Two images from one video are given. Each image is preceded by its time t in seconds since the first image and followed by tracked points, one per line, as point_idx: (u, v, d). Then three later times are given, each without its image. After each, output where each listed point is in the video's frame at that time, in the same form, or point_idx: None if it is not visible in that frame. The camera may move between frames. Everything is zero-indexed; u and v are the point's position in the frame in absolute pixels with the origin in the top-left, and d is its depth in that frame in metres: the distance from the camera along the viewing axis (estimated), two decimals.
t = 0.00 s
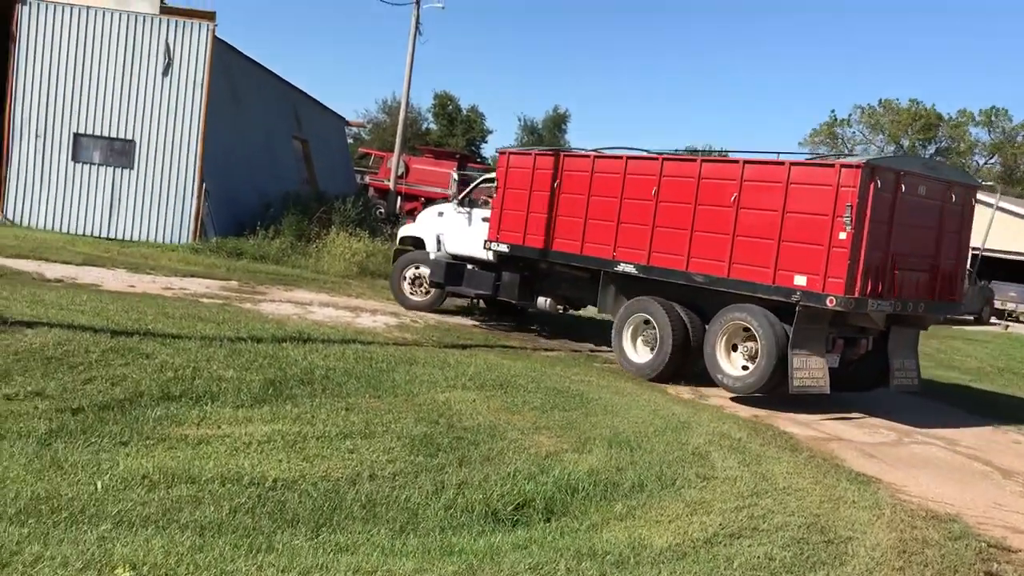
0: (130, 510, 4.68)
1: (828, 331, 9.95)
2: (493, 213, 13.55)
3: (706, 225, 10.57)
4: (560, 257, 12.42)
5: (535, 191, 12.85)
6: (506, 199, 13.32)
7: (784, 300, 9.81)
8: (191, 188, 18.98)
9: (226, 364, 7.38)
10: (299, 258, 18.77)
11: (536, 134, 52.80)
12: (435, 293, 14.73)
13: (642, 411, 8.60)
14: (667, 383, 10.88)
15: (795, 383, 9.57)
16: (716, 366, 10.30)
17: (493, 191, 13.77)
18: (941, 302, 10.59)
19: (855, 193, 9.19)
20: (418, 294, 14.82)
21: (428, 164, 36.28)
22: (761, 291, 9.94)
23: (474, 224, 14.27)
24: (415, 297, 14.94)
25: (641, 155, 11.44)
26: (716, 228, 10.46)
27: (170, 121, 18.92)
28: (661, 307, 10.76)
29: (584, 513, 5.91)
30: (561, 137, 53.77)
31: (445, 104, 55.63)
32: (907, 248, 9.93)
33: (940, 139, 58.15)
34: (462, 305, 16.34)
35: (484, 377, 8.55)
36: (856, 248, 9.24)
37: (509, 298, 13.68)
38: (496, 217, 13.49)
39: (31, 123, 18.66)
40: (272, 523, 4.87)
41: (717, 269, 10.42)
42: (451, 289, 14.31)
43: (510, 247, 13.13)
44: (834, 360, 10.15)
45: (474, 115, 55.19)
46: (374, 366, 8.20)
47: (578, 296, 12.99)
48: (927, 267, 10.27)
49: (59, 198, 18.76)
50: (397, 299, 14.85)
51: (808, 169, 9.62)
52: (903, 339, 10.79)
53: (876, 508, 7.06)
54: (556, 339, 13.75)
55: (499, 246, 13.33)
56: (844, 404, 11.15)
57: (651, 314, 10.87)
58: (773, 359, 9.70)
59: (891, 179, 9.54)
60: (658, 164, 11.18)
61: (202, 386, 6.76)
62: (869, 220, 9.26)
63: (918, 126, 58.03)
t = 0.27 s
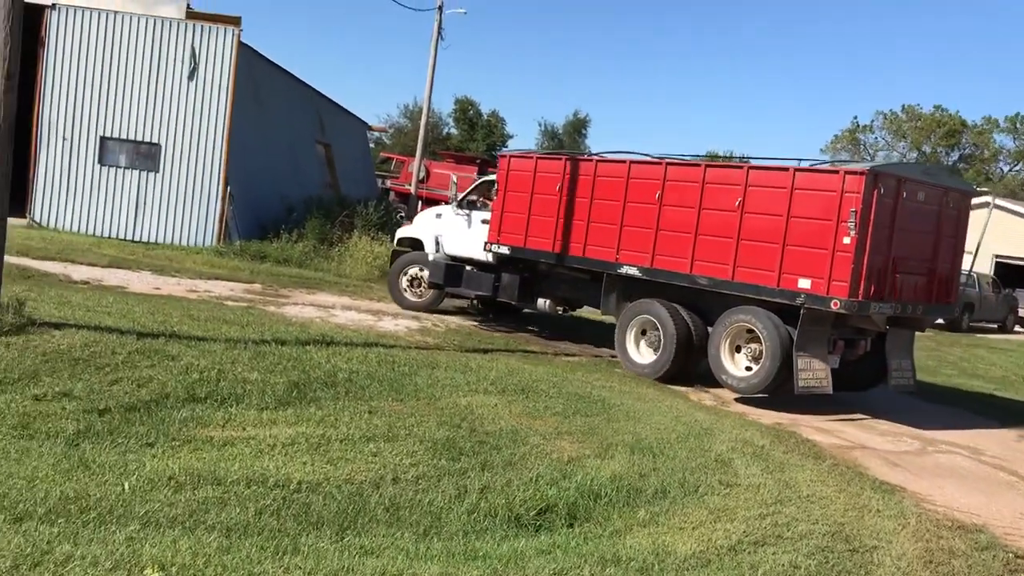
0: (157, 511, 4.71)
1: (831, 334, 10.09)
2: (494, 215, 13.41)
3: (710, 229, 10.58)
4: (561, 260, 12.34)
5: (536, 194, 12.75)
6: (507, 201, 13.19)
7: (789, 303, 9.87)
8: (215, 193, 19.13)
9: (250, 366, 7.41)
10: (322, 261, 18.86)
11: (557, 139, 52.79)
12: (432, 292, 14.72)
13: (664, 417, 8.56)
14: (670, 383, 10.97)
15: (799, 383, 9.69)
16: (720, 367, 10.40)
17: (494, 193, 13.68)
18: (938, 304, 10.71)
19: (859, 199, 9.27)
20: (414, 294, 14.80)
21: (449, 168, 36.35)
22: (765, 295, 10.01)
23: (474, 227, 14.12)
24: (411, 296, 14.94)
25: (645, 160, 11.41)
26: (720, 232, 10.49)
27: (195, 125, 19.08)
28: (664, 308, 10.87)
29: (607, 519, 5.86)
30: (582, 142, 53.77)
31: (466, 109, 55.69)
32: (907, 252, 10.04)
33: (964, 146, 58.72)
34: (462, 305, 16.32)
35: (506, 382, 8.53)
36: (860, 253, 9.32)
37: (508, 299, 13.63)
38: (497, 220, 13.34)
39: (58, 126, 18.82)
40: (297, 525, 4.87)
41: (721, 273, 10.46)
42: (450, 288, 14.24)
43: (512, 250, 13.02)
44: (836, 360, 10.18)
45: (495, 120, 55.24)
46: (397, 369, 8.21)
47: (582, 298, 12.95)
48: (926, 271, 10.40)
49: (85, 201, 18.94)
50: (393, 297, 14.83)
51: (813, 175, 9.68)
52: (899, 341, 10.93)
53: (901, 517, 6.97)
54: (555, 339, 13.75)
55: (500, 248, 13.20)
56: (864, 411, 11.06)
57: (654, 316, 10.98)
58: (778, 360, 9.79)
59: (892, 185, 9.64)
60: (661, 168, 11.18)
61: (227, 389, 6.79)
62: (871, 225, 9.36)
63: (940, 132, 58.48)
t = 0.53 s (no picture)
0: (180, 511, 4.72)
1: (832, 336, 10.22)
2: (492, 216, 13.24)
3: (713, 231, 10.67)
4: (561, 261, 12.30)
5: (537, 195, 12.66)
6: (506, 202, 13.06)
7: (792, 305, 10.00)
8: (238, 196, 19.28)
9: (272, 368, 7.44)
10: (343, 263, 18.93)
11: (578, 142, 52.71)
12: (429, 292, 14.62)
13: (686, 422, 8.51)
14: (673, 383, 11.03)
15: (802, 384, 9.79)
16: (722, 367, 10.47)
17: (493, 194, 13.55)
18: (933, 306, 10.87)
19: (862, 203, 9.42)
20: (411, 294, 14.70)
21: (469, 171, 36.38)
22: (768, 296, 10.14)
23: (473, 227, 13.98)
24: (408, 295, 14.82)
25: (647, 162, 11.43)
26: (723, 234, 10.58)
27: (218, 128, 19.22)
28: (666, 309, 10.90)
29: (628, 523, 5.80)
30: (603, 145, 53.68)
31: (487, 112, 55.75)
32: (907, 255, 10.20)
33: (991, 151, 59.46)
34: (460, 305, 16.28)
35: (526, 385, 8.51)
36: (862, 256, 9.48)
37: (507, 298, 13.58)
38: (497, 221, 13.16)
39: (83, 129, 18.98)
40: (319, 527, 4.87)
41: (724, 274, 10.55)
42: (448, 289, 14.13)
43: (512, 251, 12.89)
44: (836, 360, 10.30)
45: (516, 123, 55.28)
46: (417, 371, 8.22)
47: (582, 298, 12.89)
48: (925, 273, 10.57)
49: (108, 202, 19.10)
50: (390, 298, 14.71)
51: (816, 180, 9.83)
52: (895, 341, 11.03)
53: (926, 525, 6.86)
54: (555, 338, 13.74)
55: (499, 249, 13.05)
56: (883, 416, 10.96)
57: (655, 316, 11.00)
58: (781, 361, 9.86)
59: (893, 190, 9.78)
60: (664, 171, 11.22)
61: (249, 390, 6.81)
62: (873, 229, 9.51)
63: (963, 134, 58.78)
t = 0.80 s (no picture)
0: (200, 513, 4.75)
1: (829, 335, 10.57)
2: (490, 216, 13.61)
3: (714, 233, 11.03)
4: (562, 261, 12.65)
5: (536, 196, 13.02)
6: (505, 202, 13.43)
7: (792, 305, 10.36)
8: (259, 198, 19.41)
9: (291, 370, 7.47)
10: (362, 267, 19.02)
11: (596, 145, 52.48)
12: (426, 292, 14.74)
13: (705, 426, 8.48)
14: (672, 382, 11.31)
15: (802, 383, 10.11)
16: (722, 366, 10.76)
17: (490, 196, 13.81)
18: (928, 307, 11.32)
19: (863, 207, 9.81)
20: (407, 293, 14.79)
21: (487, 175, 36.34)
22: (770, 297, 10.49)
23: (471, 227, 14.15)
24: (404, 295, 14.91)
25: (647, 165, 11.84)
26: (725, 236, 10.94)
27: (239, 132, 19.36)
28: (666, 310, 11.17)
29: (647, 528, 5.75)
30: (621, 149, 53.45)
31: (506, 116, 55.70)
32: (902, 258, 10.62)
33: (1013, 154, 58.59)
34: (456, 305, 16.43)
35: (544, 389, 8.50)
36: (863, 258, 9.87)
37: (506, 298, 13.75)
38: (495, 221, 13.54)
39: (105, 133, 19.15)
40: (337, 529, 4.88)
41: (725, 275, 10.91)
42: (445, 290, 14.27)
43: (510, 250, 13.24)
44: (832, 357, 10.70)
45: (534, 127, 55.15)
46: (436, 375, 8.23)
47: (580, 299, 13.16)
48: (920, 275, 11.01)
49: (130, 206, 19.26)
50: (387, 298, 14.78)
51: (817, 184, 10.21)
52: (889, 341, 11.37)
53: (948, 531, 6.77)
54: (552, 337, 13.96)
55: (498, 248, 13.39)
56: (900, 420, 10.90)
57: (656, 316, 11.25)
58: (781, 360, 10.16)
59: (891, 194, 10.19)
60: (665, 174, 11.58)
61: (269, 393, 6.84)
62: (872, 232, 9.91)
63: (983, 137, 58.45)
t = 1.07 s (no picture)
0: (219, 515, 4.77)
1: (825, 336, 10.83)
2: (485, 216, 13.69)
3: (712, 236, 11.25)
4: (560, 263, 12.81)
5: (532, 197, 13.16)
6: (501, 203, 13.52)
7: (791, 307, 10.62)
8: (277, 202, 19.49)
9: (309, 373, 7.50)
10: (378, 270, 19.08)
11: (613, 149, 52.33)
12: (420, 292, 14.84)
13: (722, 432, 8.44)
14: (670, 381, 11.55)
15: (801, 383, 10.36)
16: (720, 366, 11.01)
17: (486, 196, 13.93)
18: (922, 309, 11.64)
19: (861, 212, 10.07)
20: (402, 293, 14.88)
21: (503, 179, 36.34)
22: (769, 299, 10.74)
23: (466, 228, 14.27)
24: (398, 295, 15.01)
25: (645, 168, 12.02)
26: (723, 239, 11.17)
27: (257, 135, 19.46)
28: (665, 312, 11.40)
29: (664, 534, 5.70)
30: (638, 152, 53.26)
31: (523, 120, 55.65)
32: (898, 261, 10.92)
33: None
34: (449, 305, 16.59)
35: (561, 393, 8.48)
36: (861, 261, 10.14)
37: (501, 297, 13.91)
38: (491, 221, 13.62)
39: (125, 136, 19.33)
40: (354, 532, 4.89)
41: (723, 277, 11.15)
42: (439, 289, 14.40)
43: (506, 251, 13.36)
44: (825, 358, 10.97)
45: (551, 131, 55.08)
46: (452, 378, 8.24)
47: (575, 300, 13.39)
48: (914, 278, 11.32)
49: (149, 209, 19.41)
50: (382, 298, 14.85)
51: (815, 188, 10.45)
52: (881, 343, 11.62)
53: (969, 539, 6.68)
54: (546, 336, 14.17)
55: (493, 249, 13.50)
56: (917, 425, 10.83)
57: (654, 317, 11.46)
58: (780, 361, 10.42)
59: (887, 199, 10.47)
60: (663, 177, 11.76)
61: (287, 396, 6.87)
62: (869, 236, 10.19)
63: (1004, 141, 57.88)
